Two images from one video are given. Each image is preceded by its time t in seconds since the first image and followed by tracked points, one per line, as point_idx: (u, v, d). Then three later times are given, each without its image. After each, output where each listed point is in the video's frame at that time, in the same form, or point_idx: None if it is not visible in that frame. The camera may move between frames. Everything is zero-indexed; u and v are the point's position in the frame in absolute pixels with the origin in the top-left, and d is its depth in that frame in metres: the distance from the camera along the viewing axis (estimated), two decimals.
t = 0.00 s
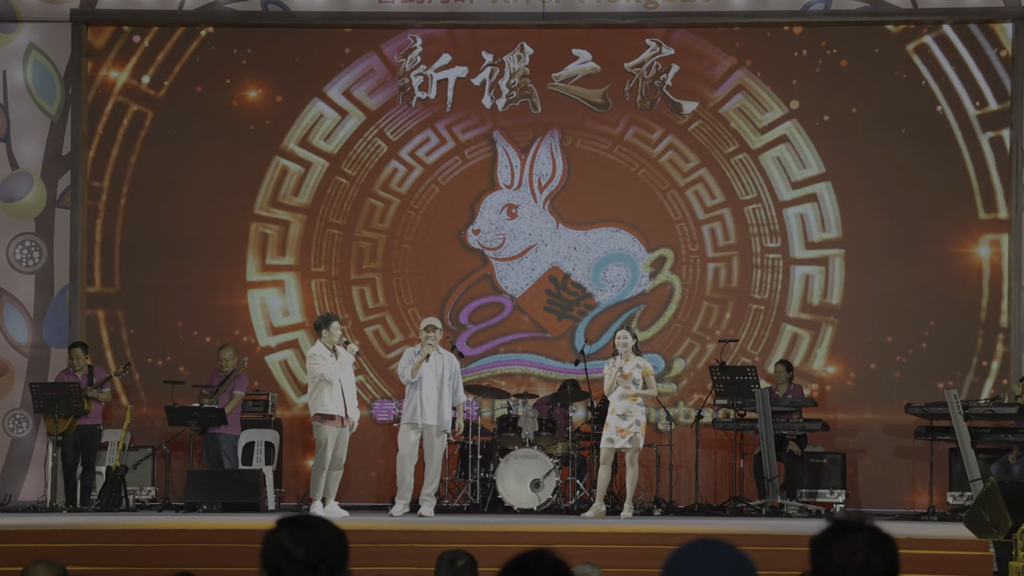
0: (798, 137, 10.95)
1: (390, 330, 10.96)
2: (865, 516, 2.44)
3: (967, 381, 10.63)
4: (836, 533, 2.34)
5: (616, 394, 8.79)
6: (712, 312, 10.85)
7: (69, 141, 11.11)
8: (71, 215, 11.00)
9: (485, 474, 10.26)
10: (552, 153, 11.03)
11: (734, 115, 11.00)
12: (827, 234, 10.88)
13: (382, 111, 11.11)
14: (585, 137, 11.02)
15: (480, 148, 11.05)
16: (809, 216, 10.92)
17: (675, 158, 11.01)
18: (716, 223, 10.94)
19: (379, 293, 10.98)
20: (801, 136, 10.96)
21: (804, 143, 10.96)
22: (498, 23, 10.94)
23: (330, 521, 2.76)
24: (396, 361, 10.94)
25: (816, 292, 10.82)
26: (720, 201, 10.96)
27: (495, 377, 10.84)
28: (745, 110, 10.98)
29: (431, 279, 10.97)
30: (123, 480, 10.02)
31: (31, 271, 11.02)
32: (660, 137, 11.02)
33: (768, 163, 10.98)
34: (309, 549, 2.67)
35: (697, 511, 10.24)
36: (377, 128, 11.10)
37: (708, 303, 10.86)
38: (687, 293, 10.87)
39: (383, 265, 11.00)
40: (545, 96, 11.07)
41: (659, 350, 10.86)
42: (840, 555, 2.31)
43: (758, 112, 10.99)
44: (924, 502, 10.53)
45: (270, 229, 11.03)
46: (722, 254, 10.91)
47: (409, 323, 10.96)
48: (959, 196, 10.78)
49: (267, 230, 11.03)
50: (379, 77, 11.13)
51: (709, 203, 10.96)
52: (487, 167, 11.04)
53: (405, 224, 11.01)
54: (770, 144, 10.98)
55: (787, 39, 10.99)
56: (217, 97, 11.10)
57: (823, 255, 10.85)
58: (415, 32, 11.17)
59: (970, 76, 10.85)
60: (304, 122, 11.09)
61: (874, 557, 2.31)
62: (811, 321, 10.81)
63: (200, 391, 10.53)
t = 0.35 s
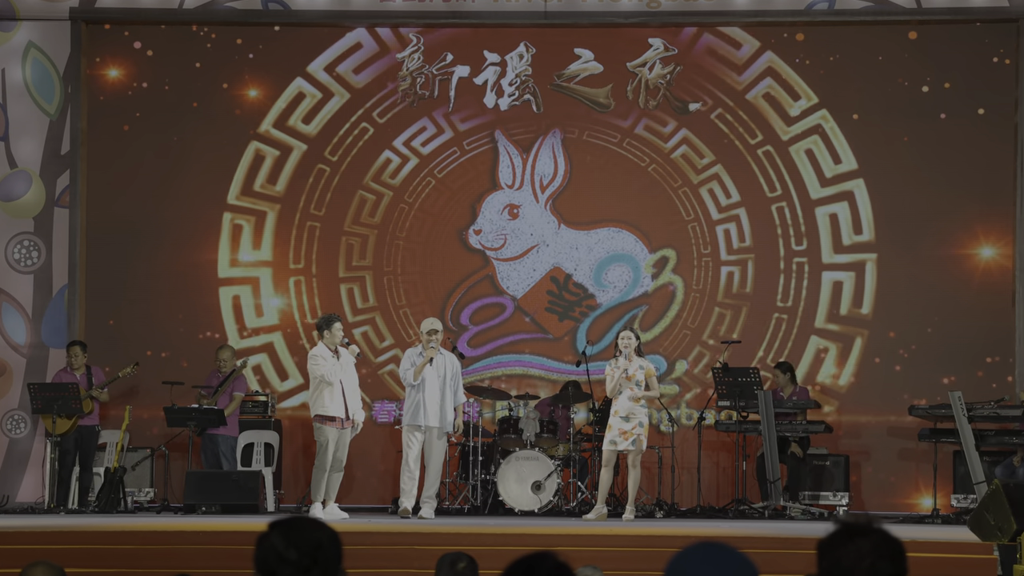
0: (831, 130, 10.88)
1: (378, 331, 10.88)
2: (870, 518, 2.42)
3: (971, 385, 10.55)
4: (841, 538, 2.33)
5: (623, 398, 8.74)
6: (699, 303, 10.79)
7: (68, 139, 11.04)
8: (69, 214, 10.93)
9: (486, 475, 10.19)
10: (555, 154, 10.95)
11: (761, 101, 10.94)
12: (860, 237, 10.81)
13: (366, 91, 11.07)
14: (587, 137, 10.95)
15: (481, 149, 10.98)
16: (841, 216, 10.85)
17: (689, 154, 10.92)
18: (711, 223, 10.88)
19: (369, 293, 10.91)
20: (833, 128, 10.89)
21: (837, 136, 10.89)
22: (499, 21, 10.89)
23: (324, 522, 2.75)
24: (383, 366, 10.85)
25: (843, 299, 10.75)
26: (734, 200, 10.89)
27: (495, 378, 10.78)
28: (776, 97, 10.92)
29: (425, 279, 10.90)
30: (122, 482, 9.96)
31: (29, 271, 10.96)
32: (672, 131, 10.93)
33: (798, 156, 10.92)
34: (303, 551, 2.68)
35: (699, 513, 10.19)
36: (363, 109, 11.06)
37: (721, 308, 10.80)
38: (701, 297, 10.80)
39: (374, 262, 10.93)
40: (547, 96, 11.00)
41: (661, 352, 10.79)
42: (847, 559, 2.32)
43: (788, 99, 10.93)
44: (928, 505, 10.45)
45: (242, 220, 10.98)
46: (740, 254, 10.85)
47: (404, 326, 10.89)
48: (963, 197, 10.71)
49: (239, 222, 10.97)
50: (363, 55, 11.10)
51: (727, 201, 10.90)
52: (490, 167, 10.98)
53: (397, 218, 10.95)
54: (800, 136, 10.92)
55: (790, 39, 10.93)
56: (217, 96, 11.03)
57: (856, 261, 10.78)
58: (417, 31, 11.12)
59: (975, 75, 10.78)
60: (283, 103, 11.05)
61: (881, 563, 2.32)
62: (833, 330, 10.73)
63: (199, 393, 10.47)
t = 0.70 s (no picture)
0: (890, 113, 10.24)
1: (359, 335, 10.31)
2: (886, 534, 2.40)
3: (1001, 392, 9.94)
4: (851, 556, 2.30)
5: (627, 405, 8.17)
6: (721, 310, 10.20)
7: (44, 131, 10.45)
8: (45, 210, 10.35)
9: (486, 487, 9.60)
10: (559, 146, 10.37)
11: (807, 76, 10.31)
12: (928, 237, 10.14)
13: (342, 57, 10.47)
14: (594, 129, 10.37)
15: (479, 141, 10.39)
16: (904, 211, 10.16)
17: (716, 141, 10.33)
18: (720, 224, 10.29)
19: (347, 293, 10.33)
20: (891, 106, 10.24)
21: (897, 117, 10.25)
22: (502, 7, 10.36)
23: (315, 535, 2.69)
24: (360, 376, 10.23)
25: (908, 310, 10.09)
26: (766, 194, 10.29)
27: (496, 384, 10.20)
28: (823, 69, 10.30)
29: (414, 278, 10.32)
30: (100, 494, 9.40)
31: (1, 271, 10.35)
32: (697, 116, 10.34)
33: (851, 140, 10.27)
34: (289, 565, 2.62)
35: (713, 527, 9.61)
36: (339, 78, 10.46)
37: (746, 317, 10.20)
38: (730, 309, 10.21)
39: (354, 258, 10.35)
40: (551, 86, 10.41)
41: (672, 356, 10.20)
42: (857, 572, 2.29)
43: (840, 75, 10.29)
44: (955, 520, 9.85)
45: (190, 206, 10.38)
46: (774, 257, 10.25)
47: (392, 331, 10.30)
48: (992, 193, 10.12)
49: (186, 207, 10.38)
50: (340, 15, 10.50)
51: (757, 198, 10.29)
52: (492, 160, 10.38)
53: (382, 207, 10.35)
54: (855, 117, 10.26)
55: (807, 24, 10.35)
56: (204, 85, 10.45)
57: (923, 265, 10.11)
58: (413, 17, 10.55)
59: (1004, 64, 10.18)
60: (248, 65, 10.47)
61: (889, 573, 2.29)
62: (893, 349, 10.08)
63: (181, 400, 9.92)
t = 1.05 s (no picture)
0: (963, 87, 9.55)
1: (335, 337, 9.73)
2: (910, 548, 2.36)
3: None
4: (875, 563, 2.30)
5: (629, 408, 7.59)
6: (748, 313, 9.62)
7: (17, 117, 9.87)
8: (19, 201, 9.78)
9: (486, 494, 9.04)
10: (565, 133, 9.80)
11: (864, 43, 9.67)
12: (1006, 234, 9.43)
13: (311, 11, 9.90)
14: (602, 115, 9.79)
15: (478, 119, 9.83)
16: (979, 204, 9.48)
17: (744, 121, 9.73)
18: (726, 222, 9.70)
19: (323, 288, 9.77)
20: (961, 77, 9.56)
21: (971, 92, 9.56)
22: None
23: (303, 548, 2.64)
24: (338, 382, 9.69)
25: (980, 318, 9.41)
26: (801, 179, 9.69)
27: (497, 385, 9.65)
28: (887, 38, 9.64)
29: (402, 272, 9.78)
30: (76, 501, 8.86)
31: None
32: (723, 94, 9.74)
33: (916, 116, 9.61)
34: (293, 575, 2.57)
35: (726, 537, 9.05)
36: (309, 34, 9.90)
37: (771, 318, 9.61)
38: (756, 312, 9.62)
39: (333, 248, 9.79)
40: (556, 69, 9.83)
41: (683, 357, 9.64)
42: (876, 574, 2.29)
43: (904, 41, 9.63)
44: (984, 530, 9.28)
45: (129, 182, 9.83)
46: (808, 253, 9.65)
47: (378, 330, 9.75)
48: None
49: (126, 183, 9.82)
50: None
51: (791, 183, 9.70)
52: (492, 149, 9.81)
53: (365, 189, 9.81)
54: (920, 90, 9.61)
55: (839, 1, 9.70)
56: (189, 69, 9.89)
57: (1002, 266, 9.40)
58: None
59: None
60: (206, 15, 9.92)
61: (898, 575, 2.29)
62: (962, 367, 9.41)
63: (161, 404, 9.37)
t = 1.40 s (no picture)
0: None
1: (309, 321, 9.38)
2: (926, 539, 2.12)
3: None
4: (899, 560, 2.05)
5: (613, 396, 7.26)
6: (774, 307, 9.27)
7: None
8: None
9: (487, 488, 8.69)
10: (568, 112, 9.45)
11: None
12: None
13: None
14: (608, 94, 9.42)
15: (477, 88, 9.47)
16: None
17: (775, 93, 9.37)
18: (747, 206, 9.36)
19: (298, 271, 9.38)
20: None
21: None
22: None
23: (295, 539, 2.29)
24: (313, 377, 9.33)
25: None
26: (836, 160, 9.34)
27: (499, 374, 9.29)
28: None
29: (391, 253, 9.42)
30: (61, 494, 8.50)
31: None
32: (752, 62, 9.38)
33: (997, 75, 9.23)
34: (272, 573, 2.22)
35: (736, 532, 8.71)
36: None
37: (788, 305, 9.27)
38: (784, 308, 9.26)
39: (310, 226, 9.40)
40: (560, 47, 9.46)
41: (691, 345, 9.29)
42: None
43: None
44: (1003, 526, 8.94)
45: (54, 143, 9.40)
46: (842, 242, 9.29)
47: (367, 320, 9.38)
48: None
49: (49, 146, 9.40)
50: None
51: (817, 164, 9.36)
52: (493, 132, 9.46)
53: (348, 159, 9.45)
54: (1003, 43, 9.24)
55: None
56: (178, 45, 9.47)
57: None
58: None
59: None
60: None
61: None
62: None
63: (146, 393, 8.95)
